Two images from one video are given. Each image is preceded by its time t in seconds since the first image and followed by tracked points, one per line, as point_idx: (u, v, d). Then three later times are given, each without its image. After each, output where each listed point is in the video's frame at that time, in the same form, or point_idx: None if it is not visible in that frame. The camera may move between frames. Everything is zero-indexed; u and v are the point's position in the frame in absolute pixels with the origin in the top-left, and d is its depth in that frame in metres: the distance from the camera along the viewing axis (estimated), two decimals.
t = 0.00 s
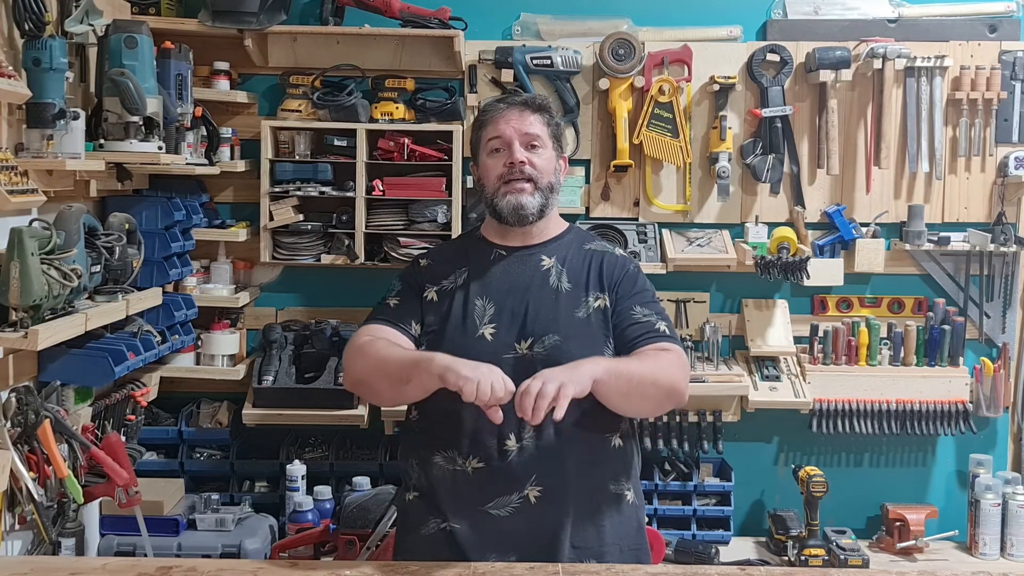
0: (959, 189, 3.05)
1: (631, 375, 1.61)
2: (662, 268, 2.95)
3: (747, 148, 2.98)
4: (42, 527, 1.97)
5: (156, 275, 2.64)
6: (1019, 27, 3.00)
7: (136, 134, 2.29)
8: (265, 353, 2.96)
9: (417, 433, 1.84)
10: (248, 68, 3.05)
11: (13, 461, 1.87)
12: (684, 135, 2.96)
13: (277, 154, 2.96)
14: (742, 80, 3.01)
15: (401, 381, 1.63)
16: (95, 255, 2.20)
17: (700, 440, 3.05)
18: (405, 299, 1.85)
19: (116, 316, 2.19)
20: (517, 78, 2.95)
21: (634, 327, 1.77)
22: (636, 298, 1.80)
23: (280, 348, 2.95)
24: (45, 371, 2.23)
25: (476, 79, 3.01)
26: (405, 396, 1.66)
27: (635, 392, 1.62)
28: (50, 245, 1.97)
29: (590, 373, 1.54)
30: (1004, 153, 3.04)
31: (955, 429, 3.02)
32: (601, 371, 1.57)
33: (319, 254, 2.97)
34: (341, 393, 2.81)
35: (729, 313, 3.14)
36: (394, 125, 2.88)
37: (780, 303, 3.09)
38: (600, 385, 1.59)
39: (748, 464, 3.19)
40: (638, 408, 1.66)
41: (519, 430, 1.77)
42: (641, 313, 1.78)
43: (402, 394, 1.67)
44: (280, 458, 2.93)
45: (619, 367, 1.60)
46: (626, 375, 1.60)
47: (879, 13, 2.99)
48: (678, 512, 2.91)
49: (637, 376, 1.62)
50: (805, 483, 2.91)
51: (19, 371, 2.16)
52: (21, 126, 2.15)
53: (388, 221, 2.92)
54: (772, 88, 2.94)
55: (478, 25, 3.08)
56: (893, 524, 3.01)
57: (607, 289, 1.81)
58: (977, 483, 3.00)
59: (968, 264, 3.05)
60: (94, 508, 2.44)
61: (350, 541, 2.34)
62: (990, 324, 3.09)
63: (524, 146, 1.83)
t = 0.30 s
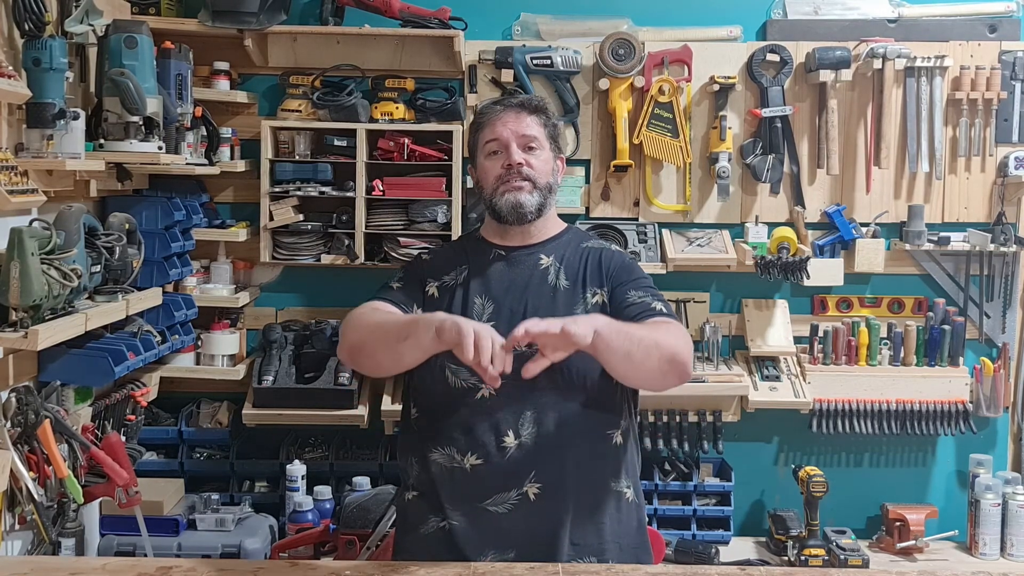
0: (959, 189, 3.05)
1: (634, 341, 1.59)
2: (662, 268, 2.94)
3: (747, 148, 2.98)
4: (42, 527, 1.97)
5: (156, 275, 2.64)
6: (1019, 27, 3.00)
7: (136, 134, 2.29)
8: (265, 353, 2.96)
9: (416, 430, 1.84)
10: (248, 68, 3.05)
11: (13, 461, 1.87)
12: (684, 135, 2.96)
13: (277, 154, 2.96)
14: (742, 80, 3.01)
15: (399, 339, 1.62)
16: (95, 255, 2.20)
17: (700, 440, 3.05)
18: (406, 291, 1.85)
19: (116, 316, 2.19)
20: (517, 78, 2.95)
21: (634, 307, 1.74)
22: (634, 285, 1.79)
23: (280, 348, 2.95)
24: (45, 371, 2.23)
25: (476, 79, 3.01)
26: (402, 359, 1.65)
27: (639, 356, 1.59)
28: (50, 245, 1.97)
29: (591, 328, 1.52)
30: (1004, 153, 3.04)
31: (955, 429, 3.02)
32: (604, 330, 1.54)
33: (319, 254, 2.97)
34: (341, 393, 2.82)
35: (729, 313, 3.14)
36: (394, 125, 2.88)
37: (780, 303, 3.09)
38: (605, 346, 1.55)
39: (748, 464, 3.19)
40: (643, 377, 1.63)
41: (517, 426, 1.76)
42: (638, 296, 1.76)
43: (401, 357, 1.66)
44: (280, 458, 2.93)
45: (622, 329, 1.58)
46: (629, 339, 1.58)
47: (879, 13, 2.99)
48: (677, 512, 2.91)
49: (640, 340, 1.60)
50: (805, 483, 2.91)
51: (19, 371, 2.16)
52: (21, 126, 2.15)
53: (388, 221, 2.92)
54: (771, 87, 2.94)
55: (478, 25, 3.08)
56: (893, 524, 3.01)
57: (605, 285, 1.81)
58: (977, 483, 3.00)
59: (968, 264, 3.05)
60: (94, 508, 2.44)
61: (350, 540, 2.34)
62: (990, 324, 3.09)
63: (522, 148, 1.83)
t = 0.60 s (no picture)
0: (959, 189, 3.05)
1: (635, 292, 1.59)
2: (662, 268, 2.95)
3: (746, 148, 2.98)
4: (42, 527, 1.96)
5: (156, 275, 2.64)
6: (1019, 27, 3.00)
7: (136, 134, 2.29)
8: (265, 353, 2.96)
9: (416, 426, 1.84)
10: (248, 68, 3.05)
11: (13, 462, 1.87)
12: (684, 135, 2.96)
13: (277, 154, 2.97)
14: (742, 80, 3.01)
15: (393, 288, 1.61)
16: (95, 255, 2.20)
17: (700, 440, 3.05)
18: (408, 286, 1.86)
19: (116, 315, 2.19)
20: (517, 78, 2.95)
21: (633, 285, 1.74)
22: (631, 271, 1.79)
23: (280, 348, 2.95)
24: (45, 371, 2.23)
25: (476, 79, 3.01)
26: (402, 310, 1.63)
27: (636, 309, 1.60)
28: (50, 245, 1.97)
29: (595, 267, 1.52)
30: (1004, 153, 3.04)
31: (955, 429, 3.02)
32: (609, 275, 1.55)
33: (320, 254, 2.97)
34: (341, 393, 2.82)
35: (729, 313, 3.14)
36: (394, 125, 2.88)
37: (780, 303, 3.09)
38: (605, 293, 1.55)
39: (748, 464, 3.19)
40: (639, 331, 1.63)
41: (517, 422, 1.76)
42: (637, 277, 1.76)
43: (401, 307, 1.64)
44: (280, 458, 2.93)
45: (626, 278, 1.58)
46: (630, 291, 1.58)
47: (879, 13, 2.99)
48: (677, 512, 2.91)
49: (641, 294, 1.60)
50: (805, 483, 2.91)
51: (19, 371, 2.16)
52: (21, 126, 2.15)
53: (388, 222, 2.92)
54: (772, 87, 2.94)
55: (478, 24, 3.08)
56: (893, 524, 3.01)
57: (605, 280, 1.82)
58: (977, 483, 3.00)
59: (968, 264, 3.05)
60: (94, 508, 2.44)
61: (350, 540, 2.34)
62: (990, 324, 3.09)
63: (522, 147, 1.83)
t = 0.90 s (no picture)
0: (959, 189, 3.05)
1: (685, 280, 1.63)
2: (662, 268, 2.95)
3: (747, 148, 2.98)
4: (42, 528, 1.96)
5: (156, 275, 2.64)
6: (1019, 27, 3.00)
7: (136, 134, 2.29)
8: (265, 353, 2.96)
9: (416, 427, 1.83)
10: (248, 68, 3.05)
11: (12, 462, 1.87)
12: (684, 135, 2.96)
13: (277, 154, 2.96)
14: (742, 80, 3.01)
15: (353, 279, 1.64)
16: (95, 255, 2.20)
17: (700, 440, 3.04)
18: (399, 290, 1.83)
19: (116, 316, 2.19)
20: (517, 78, 2.95)
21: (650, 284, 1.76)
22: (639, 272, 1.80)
23: (280, 348, 2.96)
24: (45, 371, 2.23)
25: (476, 79, 3.01)
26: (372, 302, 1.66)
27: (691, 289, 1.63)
28: (50, 245, 1.97)
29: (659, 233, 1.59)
30: (1004, 153, 3.04)
31: (955, 429, 3.02)
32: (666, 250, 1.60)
33: (320, 254, 2.97)
34: (342, 393, 2.82)
35: (729, 313, 3.14)
36: (394, 125, 2.88)
37: (780, 303, 3.09)
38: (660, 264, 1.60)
39: (748, 464, 3.19)
40: (693, 318, 1.65)
41: (519, 425, 1.75)
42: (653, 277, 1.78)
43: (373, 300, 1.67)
44: (280, 458, 2.93)
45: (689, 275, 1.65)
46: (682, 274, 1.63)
47: (879, 13, 2.99)
48: (677, 512, 2.91)
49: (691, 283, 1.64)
50: (805, 483, 2.91)
51: (19, 372, 2.15)
52: (21, 126, 2.15)
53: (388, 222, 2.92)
54: (772, 87, 2.94)
55: (478, 24, 3.08)
56: (893, 524, 3.01)
57: (609, 281, 1.81)
58: (977, 483, 3.00)
59: (968, 264, 3.05)
60: (94, 508, 2.44)
61: (350, 540, 2.34)
62: (990, 324, 3.09)
63: (524, 145, 1.82)
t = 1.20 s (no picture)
0: (959, 189, 3.05)
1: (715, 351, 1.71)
2: (662, 268, 2.95)
3: (746, 148, 2.98)
4: (42, 527, 1.96)
5: (156, 275, 2.64)
6: (1019, 27, 3.00)
7: (136, 134, 2.29)
8: (265, 353, 2.97)
9: (417, 432, 1.83)
10: (248, 68, 3.05)
11: (13, 462, 1.87)
12: (684, 135, 2.96)
13: (277, 154, 2.96)
14: (742, 80, 3.01)
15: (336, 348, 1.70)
16: (95, 255, 2.20)
17: (700, 440, 3.04)
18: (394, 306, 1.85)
19: (116, 316, 2.19)
20: (517, 78, 2.95)
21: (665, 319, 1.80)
22: (651, 300, 1.82)
23: (280, 348, 2.95)
24: (45, 371, 2.23)
25: (476, 79, 3.01)
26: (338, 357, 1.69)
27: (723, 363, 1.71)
28: (50, 245, 1.97)
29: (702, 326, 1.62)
30: (1005, 153, 3.03)
31: (955, 429, 3.02)
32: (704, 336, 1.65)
33: (320, 254, 2.97)
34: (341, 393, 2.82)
35: (729, 313, 3.14)
36: (394, 125, 2.88)
37: (780, 302, 3.09)
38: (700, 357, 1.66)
39: (748, 464, 3.19)
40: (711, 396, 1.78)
41: (521, 431, 1.75)
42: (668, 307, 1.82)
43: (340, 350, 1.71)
44: (280, 458, 2.93)
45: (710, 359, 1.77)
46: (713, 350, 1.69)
47: (879, 13, 2.99)
48: (677, 512, 2.92)
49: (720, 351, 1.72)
50: (805, 483, 2.91)
51: (19, 371, 2.15)
52: (21, 126, 2.15)
53: (388, 221, 2.92)
54: (772, 87, 2.94)
55: (478, 24, 3.08)
56: (893, 524, 3.01)
57: (612, 292, 1.82)
58: (977, 483, 3.00)
59: (968, 264, 3.05)
60: (94, 508, 2.44)
61: (350, 540, 2.32)
62: (990, 324, 3.09)
63: (526, 141, 1.83)
